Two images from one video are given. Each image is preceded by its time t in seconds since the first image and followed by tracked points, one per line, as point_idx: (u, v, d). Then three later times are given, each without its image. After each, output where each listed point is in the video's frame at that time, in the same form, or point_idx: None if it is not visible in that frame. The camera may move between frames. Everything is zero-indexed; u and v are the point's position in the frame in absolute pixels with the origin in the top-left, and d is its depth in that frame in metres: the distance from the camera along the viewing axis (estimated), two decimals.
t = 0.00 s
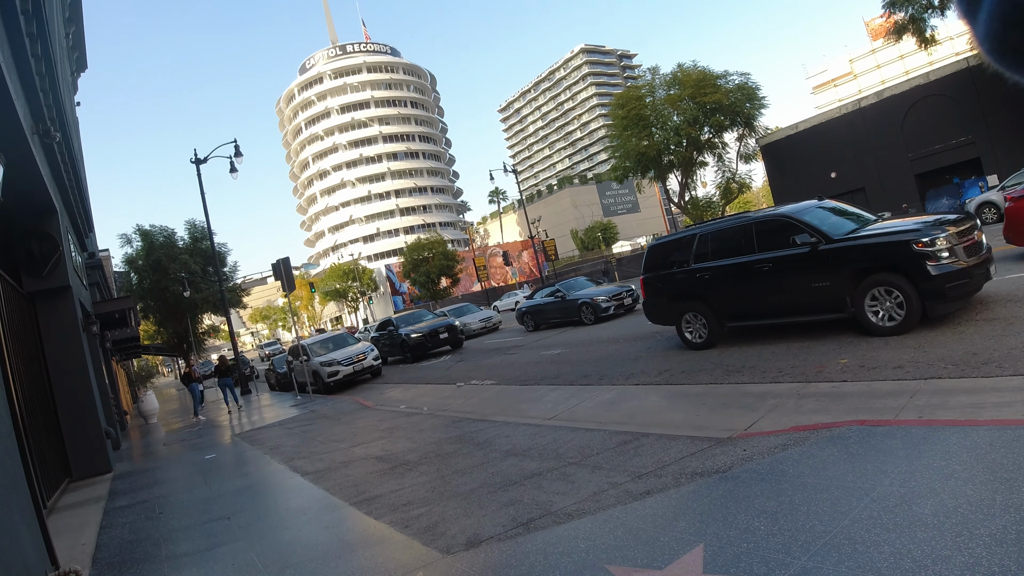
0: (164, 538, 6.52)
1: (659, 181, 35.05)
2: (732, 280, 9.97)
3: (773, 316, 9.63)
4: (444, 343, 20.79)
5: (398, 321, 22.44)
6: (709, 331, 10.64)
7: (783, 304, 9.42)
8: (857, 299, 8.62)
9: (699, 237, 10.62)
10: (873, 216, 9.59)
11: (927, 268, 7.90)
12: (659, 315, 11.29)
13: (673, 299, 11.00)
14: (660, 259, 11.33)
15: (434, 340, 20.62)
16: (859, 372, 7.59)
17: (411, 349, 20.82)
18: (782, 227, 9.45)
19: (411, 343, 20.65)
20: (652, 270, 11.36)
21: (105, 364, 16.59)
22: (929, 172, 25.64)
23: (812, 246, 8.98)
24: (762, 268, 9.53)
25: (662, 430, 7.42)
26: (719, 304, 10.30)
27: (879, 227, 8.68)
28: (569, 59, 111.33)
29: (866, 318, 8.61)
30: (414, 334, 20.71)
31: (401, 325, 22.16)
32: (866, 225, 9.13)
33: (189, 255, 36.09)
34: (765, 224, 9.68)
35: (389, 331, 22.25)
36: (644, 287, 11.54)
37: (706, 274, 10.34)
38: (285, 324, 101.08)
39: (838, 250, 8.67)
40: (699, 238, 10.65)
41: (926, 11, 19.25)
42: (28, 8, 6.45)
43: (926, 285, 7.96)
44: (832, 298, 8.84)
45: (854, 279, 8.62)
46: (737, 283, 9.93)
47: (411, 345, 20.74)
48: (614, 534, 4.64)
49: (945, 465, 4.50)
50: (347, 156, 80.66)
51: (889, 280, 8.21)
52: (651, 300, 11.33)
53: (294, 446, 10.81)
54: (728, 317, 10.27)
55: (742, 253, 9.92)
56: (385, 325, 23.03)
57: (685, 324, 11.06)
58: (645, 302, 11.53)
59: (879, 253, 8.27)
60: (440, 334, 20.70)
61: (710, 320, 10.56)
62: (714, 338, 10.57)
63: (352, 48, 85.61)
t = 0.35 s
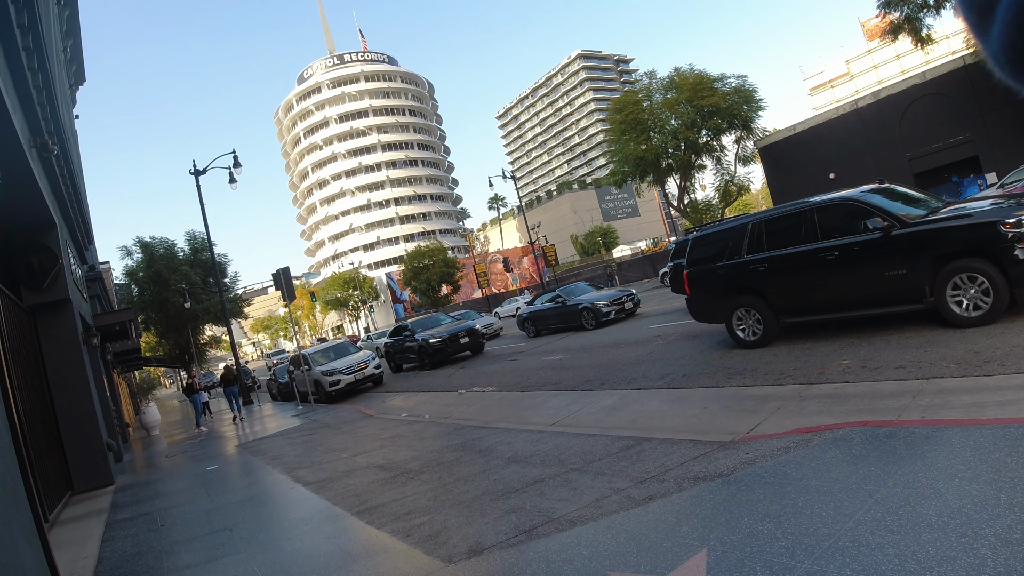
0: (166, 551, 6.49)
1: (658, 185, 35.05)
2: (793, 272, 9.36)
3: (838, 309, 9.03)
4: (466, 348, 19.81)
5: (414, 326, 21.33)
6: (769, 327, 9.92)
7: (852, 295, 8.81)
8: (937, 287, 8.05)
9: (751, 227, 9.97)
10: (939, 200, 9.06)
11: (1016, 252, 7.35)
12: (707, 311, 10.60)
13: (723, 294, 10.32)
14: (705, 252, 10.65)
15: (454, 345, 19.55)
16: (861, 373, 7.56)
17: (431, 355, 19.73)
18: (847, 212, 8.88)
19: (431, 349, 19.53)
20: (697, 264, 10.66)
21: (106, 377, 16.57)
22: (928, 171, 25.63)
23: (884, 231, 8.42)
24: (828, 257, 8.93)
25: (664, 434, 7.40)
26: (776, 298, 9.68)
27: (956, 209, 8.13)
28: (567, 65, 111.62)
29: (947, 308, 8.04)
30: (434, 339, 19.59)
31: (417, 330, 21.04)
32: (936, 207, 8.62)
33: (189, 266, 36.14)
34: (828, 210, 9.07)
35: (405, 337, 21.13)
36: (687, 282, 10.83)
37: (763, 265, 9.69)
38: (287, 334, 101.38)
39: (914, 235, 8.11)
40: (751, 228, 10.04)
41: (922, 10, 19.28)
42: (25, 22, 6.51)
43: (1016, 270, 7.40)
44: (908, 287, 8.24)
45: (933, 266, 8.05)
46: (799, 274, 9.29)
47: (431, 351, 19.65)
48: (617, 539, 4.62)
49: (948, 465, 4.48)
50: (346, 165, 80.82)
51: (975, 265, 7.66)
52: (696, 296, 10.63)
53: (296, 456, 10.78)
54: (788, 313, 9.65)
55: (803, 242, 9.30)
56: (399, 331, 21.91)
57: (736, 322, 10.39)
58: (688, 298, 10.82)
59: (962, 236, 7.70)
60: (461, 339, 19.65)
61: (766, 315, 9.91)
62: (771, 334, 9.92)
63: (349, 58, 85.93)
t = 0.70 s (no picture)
0: (168, 557, 6.48)
1: (658, 185, 35.06)
2: (855, 257, 8.66)
3: (907, 296, 8.31)
4: (489, 347, 18.95)
5: (433, 324, 20.38)
6: (825, 318, 9.18)
7: (922, 282, 8.11)
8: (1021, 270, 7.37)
9: (808, 209, 9.28)
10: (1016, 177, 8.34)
11: None
12: (757, 302, 9.88)
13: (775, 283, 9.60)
14: (754, 239, 9.96)
15: (478, 344, 18.66)
16: (862, 371, 7.55)
17: (453, 355, 18.83)
18: (916, 191, 8.20)
19: (453, 348, 18.60)
20: (746, 252, 9.98)
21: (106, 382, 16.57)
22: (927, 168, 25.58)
23: (960, 210, 7.73)
24: (897, 240, 8.23)
25: (665, 435, 7.39)
26: (836, 287, 8.95)
27: None
28: (565, 66, 111.76)
29: None
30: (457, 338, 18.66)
31: (437, 328, 20.10)
32: (1013, 184, 7.92)
33: (189, 271, 36.16)
34: (895, 189, 8.39)
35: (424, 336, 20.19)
36: (735, 271, 10.11)
37: (822, 250, 8.99)
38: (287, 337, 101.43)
39: (995, 214, 7.42)
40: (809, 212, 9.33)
41: (919, 8, 19.27)
42: (22, 29, 6.49)
43: None
44: (987, 271, 7.57)
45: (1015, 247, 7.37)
46: (863, 259, 8.59)
47: (453, 351, 18.75)
48: (618, 541, 4.62)
49: (949, 463, 4.47)
50: (345, 168, 80.87)
51: None
52: (745, 287, 9.91)
53: (297, 460, 10.76)
54: (848, 302, 8.92)
55: (868, 224, 8.60)
56: (417, 329, 21.01)
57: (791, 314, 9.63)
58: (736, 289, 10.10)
59: None
60: (485, 337, 18.74)
61: (824, 306, 9.16)
62: (829, 327, 9.17)
63: (347, 61, 86.06)
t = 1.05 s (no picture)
0: (173, 558, 6.50)
1: (661, 184, 34.99)
2: (923, 241, 8.13)
3: (981, 283, 7.77)
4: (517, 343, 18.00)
5: (456, 320, 19.36)
6: (887, 308, 8.62)
7: (994, 268, 7.60)
8: None
9: (868, 190, 8.75)
10: None
11: None
12: (812, 291, 9.34)
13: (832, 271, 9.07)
14: (807, 225, 9.45)
15: (507, 340, 17.70)
16: (867, 369, 7.52)
17: (481, 352, 17.86)
18: (990, 169, 7.67)
19: (482, 345, 17.62)
20: (799, 238, 9.46)
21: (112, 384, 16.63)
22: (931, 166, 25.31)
23: None
24: (969, 223, 7.71)
25: (669, 434, 7.36)
26: (900, 274, 8.41)
27: None
28: (567, 65, 111.68)
29: None
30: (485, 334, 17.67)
31: (460, 323, 19.09)
32: None
33: (193, 273, 36.27)
34: (968, 167, 7.85)
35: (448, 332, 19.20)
36: (788, 258, 9.59)
37: (886, 235, 8.45)
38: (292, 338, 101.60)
39: None
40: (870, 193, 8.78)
41: (922, 5, 19.15)
42: (24, 32, 6.52)
43: None
44: None
45: None
46: (929, 244, 8.08)
47: (481, 347, 17.77)
48: (623, 541, 4.60)
49: (954, 461, 4.44)
50: (348, 169, 80.99)
51: None
52: (799, 274, 9.40)
53: (302, 461, 10.76)
54: (913, 290, 8.38)
55: (937, 206, 8.07)
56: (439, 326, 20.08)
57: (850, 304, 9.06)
58: (789, 277, 9.58)
59: None
60: (514, 333, 17.76)
61: (888, 294, 8.59)
62: (892, 317, 8.61)
63: (350, 62, 86.20)
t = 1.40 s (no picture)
0: (182, 557, 6.51)
1: (669, 184, 34.87)
2: (995, 227, 7.58)
3: None
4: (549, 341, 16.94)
5: (484, 316, 18.30)
6: (955, 300, 8.10)
7: None
8: None
9: (935, 172, 8.19)
10: None
11: None
12: (872, 282, 8.88)
13: (896, 259, 8.57)
14: (867, 211, 8.95)
15: (539, 338, 16.65)
16: (877, 369, 7.45)
17: (511, 350, 16.81)
18: None
19: (513, 343, 16.57)
20: (859, 226, 8.97)
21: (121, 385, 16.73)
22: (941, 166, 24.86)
23: None
24: None
25: (677, 435, 7.34)
26: (970, 263, 7.88)
27: None
28: (574, 66, 111.58)
29: None
30: (517, 331, 16.61)
31: (488, 320, 18.02)
32: None
33: (202, 273, 36.48)
34: None
35: (475, 330, 18.13)
36: (847, 247, 9.10)
37: (956, 220, 7.92)
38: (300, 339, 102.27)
39: None
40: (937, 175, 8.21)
41: (931, 4, 18.99)
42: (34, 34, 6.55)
43: None
44: None
45: None
46: (1002, 230, 7.53)
47: (512, 345, 16.72)
48: (630, 542, 4.58)
49: (964, 462, 4.40)
50: (356, 170, 81.21)
51: None
52: (859, 264, 8.92)
53: (310, 461, 10.79)
54: (986, 280, 7.83)
55: (1011, 188, 7.49)
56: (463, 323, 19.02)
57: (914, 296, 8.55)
58: (848, 267, 9.10)
59: None
60: (546, 330, 16.72)
61: (956, 284, 8.06)
62: (961, 310, 8.07)
63: (358, 63, 86.43)
